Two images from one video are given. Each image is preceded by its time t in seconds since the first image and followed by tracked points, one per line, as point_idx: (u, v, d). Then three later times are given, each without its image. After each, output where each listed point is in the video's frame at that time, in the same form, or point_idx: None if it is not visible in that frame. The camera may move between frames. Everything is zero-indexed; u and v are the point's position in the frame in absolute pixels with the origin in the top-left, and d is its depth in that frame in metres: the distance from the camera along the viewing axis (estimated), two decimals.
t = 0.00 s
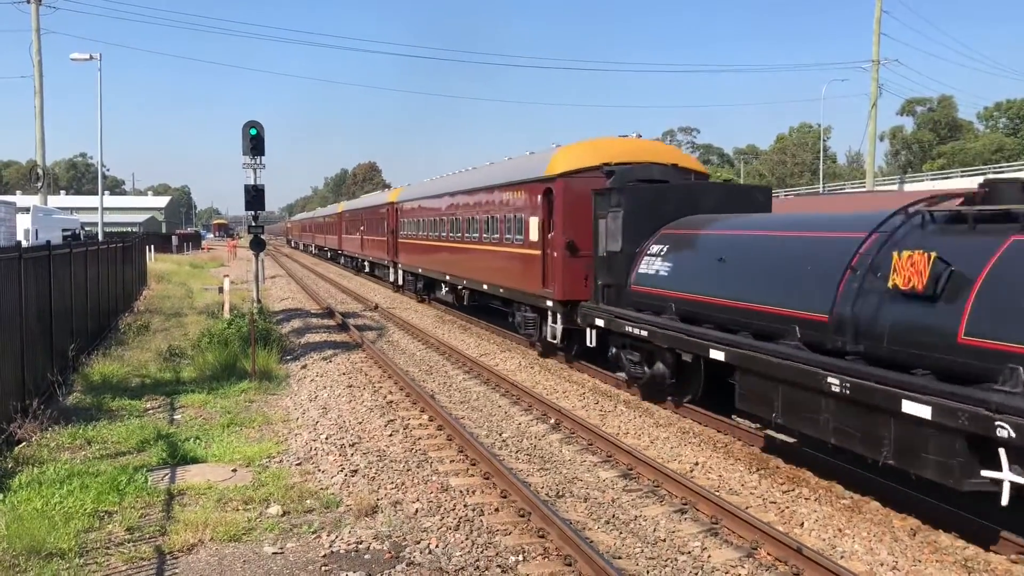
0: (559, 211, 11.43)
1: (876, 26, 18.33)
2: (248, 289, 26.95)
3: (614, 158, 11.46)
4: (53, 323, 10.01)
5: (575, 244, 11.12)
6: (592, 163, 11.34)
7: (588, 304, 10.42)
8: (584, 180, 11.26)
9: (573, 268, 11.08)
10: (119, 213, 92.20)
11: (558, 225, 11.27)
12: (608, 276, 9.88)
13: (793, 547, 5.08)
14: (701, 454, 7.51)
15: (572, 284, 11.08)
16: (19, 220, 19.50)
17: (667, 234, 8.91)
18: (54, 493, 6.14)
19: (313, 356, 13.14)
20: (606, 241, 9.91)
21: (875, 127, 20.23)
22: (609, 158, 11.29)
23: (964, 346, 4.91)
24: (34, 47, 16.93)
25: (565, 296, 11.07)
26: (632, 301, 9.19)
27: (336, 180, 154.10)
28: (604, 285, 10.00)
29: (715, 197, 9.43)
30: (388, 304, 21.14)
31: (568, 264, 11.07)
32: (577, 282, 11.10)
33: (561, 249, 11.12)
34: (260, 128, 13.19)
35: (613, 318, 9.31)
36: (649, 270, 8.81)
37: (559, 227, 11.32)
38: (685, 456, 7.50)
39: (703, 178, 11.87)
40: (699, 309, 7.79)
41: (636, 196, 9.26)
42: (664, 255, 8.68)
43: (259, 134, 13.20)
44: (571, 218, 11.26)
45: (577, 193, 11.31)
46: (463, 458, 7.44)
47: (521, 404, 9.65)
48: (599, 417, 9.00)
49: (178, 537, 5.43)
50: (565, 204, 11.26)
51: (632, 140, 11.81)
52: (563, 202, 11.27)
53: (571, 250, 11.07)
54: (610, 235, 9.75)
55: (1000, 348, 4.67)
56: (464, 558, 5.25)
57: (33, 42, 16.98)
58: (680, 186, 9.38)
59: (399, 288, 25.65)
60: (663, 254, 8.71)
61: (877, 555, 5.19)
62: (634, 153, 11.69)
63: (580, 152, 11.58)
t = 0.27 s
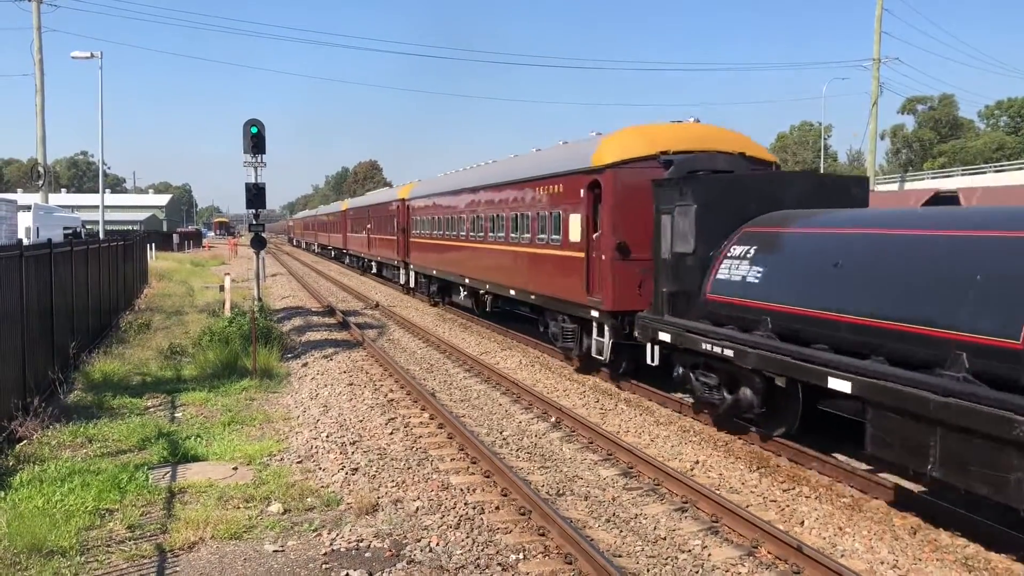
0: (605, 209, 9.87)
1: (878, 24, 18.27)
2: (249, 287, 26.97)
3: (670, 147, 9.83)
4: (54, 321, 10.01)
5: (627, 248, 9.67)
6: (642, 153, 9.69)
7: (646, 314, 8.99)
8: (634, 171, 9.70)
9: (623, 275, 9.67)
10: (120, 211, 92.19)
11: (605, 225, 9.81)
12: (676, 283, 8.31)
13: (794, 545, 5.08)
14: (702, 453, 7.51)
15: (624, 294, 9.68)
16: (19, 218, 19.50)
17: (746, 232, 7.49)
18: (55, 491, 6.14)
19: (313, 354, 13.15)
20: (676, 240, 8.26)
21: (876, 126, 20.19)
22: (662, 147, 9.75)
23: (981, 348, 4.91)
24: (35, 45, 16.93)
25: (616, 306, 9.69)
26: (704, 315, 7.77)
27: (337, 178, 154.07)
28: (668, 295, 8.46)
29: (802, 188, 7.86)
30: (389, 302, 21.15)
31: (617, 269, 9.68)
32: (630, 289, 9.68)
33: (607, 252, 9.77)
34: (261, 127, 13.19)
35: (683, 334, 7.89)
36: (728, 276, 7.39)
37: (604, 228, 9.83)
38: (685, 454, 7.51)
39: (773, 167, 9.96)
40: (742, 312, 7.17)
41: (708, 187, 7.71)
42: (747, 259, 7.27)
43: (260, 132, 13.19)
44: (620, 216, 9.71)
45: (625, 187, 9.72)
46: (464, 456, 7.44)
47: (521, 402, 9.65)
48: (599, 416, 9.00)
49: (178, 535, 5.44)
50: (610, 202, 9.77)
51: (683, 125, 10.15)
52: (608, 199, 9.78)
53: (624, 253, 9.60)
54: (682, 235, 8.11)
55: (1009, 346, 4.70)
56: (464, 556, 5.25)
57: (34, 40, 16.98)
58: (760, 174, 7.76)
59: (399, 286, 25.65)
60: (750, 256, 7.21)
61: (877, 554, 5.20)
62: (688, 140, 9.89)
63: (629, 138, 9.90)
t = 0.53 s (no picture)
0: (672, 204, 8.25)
1: (879, 22, 18.23)
2: (249, 284, 26.99)
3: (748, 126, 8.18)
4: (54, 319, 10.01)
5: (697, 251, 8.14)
6: (720, 137, 8.03)
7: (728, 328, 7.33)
8: (706, 159, 8.09)
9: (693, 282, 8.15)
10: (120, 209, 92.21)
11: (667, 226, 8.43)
12: (772, 292, 6.65)
13: (794, 543, 5.08)
14: (703, 451, 7.52)
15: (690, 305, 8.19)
16: (20, 216, 19.51)
17: (865, 233, 5.99)
18: (56, 488, 6.15)
19: (314, 352, 13.15)
20: (772, 240, 6.65)
21: (878, 124, 20.17)
22: (743, 132, 8.08)
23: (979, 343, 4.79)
24: (35, 42, 16.91)
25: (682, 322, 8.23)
26: (813, 334, 6.25)
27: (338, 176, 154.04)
28: (765, 309, 6.70)
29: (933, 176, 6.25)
30: (389, 300, 21.17)
31: (687, 275, 8.12)
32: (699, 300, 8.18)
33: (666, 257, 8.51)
34: (262, 125, 13.19)
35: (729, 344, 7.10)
36: (852, 288, 5.87)
37: (671, 226, 8.25)
38: (685, 452, 7.51)
39: (870, 154, 8.25)
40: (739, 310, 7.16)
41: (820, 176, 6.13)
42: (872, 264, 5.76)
43: (261, 130, 13.19)
44: (693, 214, 8.09)
45: (695, 179, 8.09)
46: (464, 454, 7.45)
47: (522, 400, 9.65)
48: (600, 414, 9.00)
49: (179, 533, 5.44)
50: (678, 195, 8.14)
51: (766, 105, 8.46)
52: (677, 191, 8.14)
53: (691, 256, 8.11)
54: (782, 232, 6.50)
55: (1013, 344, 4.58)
56: (465, 554, 5.26)
57: (34, 37, 16.96)
58: (889, 158, 6.24)
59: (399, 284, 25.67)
60: (881, 262, 5.70)
61: (877, 552, 5.20)
62: (770, 124, 8.15)
63: (702, 115, 8.24)
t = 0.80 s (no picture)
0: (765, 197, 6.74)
1: (879, 19, 18.20)
2: (249, 282, 27.00)
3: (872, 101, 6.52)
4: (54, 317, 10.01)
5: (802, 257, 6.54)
6: (827, 114, 6.46)
7: (850, 356, 6.03)
8: (813, 142, 6.49)
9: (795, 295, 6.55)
10: (120, 207, 92.13)
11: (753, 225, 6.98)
12: (915, 312, 5.32)
13: (793, 541, 5.08)
14: (702, 449, 7.52)
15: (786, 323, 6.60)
16: (20, 214, 19.50)
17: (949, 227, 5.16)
18: (55, 486, 6.15)
19: (314, 350, 13.15)
20: (918, 245, 5.28)
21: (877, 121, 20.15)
22: (857, 108, 6.48)
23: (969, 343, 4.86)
24: (35, 40, 16.88)
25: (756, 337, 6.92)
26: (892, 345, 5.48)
27: (337, 174, 153.94)
28: (906, 332, 5.31)
29: None
30: (389, 298, 21.17)
31: (787, 284, 6.56)
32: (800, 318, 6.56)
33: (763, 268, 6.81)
34: (262, 122, 13.17)
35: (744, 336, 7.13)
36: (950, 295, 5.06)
37: (763, 224, 6.77)
38: (685, 450, 7.51)
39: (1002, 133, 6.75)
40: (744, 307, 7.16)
41: (987, 163, 4.81)
42: None
43: (260, 128, 13.17)
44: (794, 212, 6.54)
45: (798, 168, 6.50)
46: (464, 452, 7.45)
47: (522, 398, 9.65)
48: (600, 412, 9.00)
49: (179, 531, 5.44)
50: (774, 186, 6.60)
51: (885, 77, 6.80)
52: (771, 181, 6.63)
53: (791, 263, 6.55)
54: (927, 238, 5.22)
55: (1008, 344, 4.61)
56: (464, 552, 5.26)
57: (34, 35, 16.93)
58: None
59: (399, 282, 25.67)
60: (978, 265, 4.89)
61: (877, 550, 5.20)
62: (891, 99, 6.53)
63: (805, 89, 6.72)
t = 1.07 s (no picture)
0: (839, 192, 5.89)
1: (879, 18, 18.18)
2: (249, 281, 27.00)
3: None
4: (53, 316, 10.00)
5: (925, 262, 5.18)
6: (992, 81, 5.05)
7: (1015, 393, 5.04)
8: (971, 118, 5.09)
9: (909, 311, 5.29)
10: (119, 206, 92.08)
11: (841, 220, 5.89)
12: None
13: (793, 540, 5.08)
14: (702, 447, 7.52)
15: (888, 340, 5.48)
16: (19, 212, 19.48)
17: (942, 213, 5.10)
18: (55, 485, 6.15)
19: (313, 349, 13.16)
20: None
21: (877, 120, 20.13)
22: None
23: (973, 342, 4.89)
24: (34, 38, 16.87)
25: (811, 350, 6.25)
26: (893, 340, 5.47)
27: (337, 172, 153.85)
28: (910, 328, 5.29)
29: None
30: (389, 297, 21.16)
31: (944, 301, 5.11)
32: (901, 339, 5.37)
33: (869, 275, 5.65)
34: (261, 121, 13.17)
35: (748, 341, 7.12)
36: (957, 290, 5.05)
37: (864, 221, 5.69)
38: (685, 449, 7.51)
39: None
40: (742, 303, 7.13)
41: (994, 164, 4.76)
42: None
43: (260, 127, 13.17)
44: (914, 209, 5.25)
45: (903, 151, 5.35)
46: (463, 451, 7.45)
47: (521, 397, 9.65)
48: (599, 410, 9.00)
49: (178, 530, 5.44)
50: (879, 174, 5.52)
51: None
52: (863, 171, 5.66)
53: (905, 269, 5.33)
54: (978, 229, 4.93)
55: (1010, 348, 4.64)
56: (463, 550, 5.26)
57: (33, 33, 16.92)
58: None
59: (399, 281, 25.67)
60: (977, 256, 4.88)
61: (876, 548, 5.20)
62: None
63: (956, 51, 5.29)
